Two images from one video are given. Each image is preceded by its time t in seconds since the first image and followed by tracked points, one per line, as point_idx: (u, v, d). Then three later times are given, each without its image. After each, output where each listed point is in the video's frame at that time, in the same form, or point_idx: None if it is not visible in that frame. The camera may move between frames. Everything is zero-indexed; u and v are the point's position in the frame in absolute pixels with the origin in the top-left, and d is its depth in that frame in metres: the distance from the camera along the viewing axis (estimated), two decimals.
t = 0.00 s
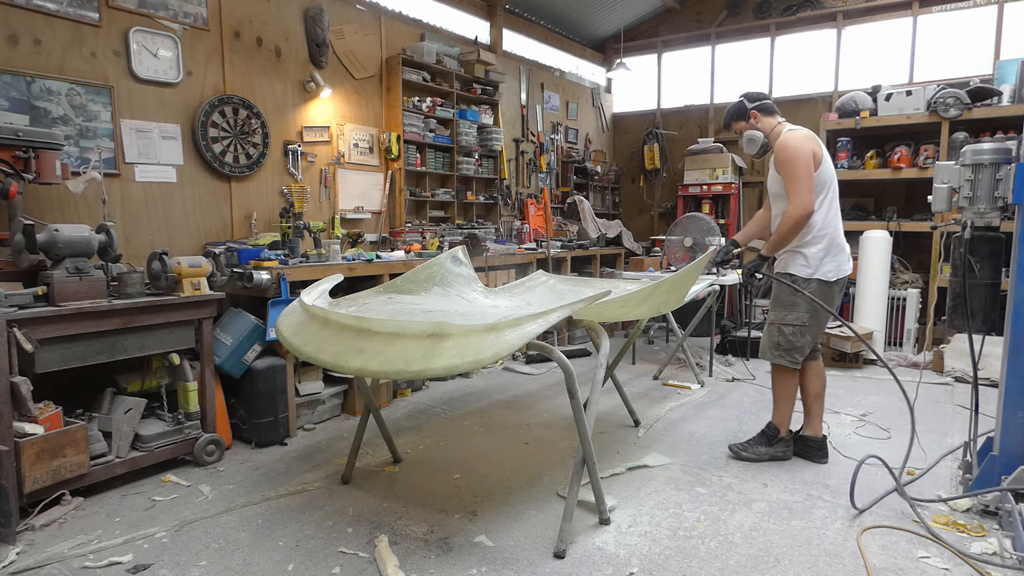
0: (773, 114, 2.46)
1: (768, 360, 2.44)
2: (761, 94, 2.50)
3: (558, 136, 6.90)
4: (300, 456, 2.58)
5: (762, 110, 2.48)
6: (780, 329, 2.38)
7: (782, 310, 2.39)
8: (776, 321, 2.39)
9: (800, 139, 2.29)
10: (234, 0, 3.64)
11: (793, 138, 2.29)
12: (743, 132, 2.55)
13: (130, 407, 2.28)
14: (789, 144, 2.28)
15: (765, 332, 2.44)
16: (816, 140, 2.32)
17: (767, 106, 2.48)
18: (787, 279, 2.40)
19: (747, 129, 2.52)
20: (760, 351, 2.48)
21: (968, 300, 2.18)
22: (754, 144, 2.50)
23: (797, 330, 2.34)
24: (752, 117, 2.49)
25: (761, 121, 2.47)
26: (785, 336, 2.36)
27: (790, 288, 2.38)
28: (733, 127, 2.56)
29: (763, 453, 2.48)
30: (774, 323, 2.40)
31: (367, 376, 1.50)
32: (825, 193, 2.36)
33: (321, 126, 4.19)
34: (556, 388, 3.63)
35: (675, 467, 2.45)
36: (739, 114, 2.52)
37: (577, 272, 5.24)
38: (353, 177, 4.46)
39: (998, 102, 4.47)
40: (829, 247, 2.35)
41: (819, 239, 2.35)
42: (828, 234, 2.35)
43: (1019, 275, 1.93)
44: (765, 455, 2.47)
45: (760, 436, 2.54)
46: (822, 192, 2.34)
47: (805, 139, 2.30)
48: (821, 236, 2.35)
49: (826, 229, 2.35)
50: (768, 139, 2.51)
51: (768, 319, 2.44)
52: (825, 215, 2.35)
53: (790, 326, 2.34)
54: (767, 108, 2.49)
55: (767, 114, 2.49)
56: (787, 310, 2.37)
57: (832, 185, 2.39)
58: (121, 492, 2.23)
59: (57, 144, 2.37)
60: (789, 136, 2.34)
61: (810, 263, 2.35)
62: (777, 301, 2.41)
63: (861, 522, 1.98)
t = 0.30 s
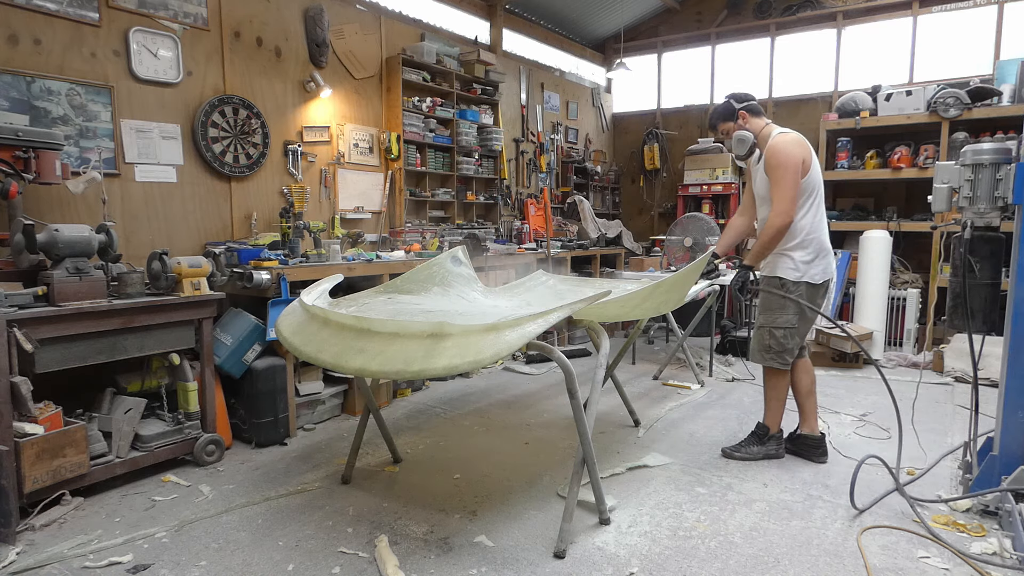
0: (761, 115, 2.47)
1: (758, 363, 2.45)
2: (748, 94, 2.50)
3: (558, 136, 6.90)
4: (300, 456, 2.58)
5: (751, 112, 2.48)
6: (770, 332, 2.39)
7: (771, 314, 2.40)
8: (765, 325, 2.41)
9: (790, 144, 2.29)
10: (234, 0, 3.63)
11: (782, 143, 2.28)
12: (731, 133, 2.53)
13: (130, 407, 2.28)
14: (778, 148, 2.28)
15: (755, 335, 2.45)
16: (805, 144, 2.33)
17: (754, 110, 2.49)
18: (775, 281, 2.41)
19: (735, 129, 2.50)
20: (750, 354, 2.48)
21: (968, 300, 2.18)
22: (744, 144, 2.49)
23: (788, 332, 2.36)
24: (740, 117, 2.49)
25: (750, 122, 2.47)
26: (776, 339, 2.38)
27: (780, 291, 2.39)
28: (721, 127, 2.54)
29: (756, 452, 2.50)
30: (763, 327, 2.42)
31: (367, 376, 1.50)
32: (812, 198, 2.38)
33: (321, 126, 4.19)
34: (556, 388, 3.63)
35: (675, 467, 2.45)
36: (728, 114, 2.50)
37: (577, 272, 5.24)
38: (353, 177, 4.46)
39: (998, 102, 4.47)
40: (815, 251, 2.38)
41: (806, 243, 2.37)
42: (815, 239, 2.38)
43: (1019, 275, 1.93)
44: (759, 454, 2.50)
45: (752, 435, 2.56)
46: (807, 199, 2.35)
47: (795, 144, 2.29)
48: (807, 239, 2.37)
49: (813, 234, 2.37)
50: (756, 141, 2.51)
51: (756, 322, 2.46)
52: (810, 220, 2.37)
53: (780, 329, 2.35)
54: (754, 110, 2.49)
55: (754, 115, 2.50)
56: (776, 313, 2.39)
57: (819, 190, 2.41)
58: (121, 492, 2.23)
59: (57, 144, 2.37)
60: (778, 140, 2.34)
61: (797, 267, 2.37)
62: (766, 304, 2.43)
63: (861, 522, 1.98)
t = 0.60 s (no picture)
0: (735, 125, 2.48)
1: (756, 364, 2.46)
2: (721, 104, 2.49)
3: (558, 136, 6.90)
4: (300, 456, 2.58)
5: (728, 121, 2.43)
6: (767, 333, 2.41)
7: (766, 315, 2.43)
8: (761, 326, 2.42)
9: (760, 156, 2.31)
10: (234, 0, 3.63)
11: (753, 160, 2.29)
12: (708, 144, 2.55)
13: (130, 407, 2.28)
14: (747, 162, 2.31)
15: (750, 337, 2.46)
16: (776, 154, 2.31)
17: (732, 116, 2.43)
18: (768, 283, 2.42)
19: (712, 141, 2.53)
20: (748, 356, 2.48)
21: (968, 300, 2.18)
22: (721, 157, 2.50)
23: (784, 332, 2.39)
24: (716, 129, 2.50)
25: (725, 133, 2.48)
26: (773, 339, 2.39)
27: (773, 292, 2.42)
28: (697, 139, 2.55)
29: (757, 453, 2.50)
30: (759, 328, 2.43)
31: (367, 376, 1.50)
32: (795, 202, 2.40)
33: (321, 126, 4.19)
34: (556, 388, 3.63)
35: (675, 467, 2.45)
36: (701, 127, 2.51)
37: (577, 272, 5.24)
38: (353, 177, 4.46)
39: (998, 102, 4.47)
40: (805, 251, 2.39)
41: (792, 246, 2.39)
42: (801, 239, 2.39)
43: (1019, 275, 1.93)
44: (760, 454, 2.50)
45: (753, 435, 2.56)
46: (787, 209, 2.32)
47: (765, 156, 2.31)
48: (794, 241, 2.39)
49: (798, 235, 2.39)
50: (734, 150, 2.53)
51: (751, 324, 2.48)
52: (793, 222, 2.39)
53: (777, 329, 2.38)
54: (728, 119, 2.49)
55: (728, 125, 2.51)
56: (771, 313, 2.42)
57: (801, 192, 2.42)
58: (121, 492, 2.23)
59: (57, 144, 2.37)
60: (749, 153, 2.37)
61: (789, 266, 2.38)
62: (760, 306, 2.45)
63: (861, 522, 1.98)
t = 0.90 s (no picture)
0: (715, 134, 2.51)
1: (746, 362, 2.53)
2: (702, 113, 2.53)
3: (558, 136, 6.90)
4: (300, 456, 2.58)
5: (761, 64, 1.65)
6: (750, 331, 2.49)
7: (750, 314, 2.52)
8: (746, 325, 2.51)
9: (731, 169, 2.37)
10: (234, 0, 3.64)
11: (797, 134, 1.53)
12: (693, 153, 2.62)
13: (130, 406, 2.28)
14: (718, 176, 2.39)
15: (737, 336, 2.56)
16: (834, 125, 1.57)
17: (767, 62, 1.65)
18: (753, 283, 2.51)
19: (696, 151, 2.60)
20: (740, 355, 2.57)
21: (968, 300, 2.18)
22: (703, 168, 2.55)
23: (765, 330, 2.46)
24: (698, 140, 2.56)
25: (707, 144, 2.55)
26: (755, 337, 2.47)
27: (755, 291, 2.51)
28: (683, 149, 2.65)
29: (756, 452, 2.50)
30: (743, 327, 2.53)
31: (367, 376, 1.50)
32: (776, 205, 2.43)
33: (321, 126, 4.19)
34: (556, 388, 3.63)
35: (675, 467, 2.45)
36: (685, 137, 2.58)
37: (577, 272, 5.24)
38: (353, 177, 4.46)
39: (998, 102, 4.47)
40: (788, 252, 2.43)
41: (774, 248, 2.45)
42: (782, 241, 2.44)
43: (1019, 275, 1.93)
44: (759, 454, 2.50)
45: (752, 435, 2.56)
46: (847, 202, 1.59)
47: (737, 168, 2.37)
48: (776, 243, 2.45)
49: (779, 237, 2.44)
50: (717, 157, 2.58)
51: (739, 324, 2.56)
52: (774, 225, 2.44)
53: (757, 327, 2.46)
54: (711, 127, 2.53)
55: (713, 133, 2.55)
56: (753, 312, 2.50)
57: (784, 193, 2.42)
58: (121, 492, 2.23)
59: (57, 144, 2.37)
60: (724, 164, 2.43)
61: (771, 268, 2.45)
62: (745, 306, 2.55)
63: (861, 522, 1.98)
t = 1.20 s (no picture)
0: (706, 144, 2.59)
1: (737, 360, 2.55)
2: (695, 122, 2.62)
3: (558, 136, 6.90)
4: (300, 456, 2.58)
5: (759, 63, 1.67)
6: (741, 328, 2.52)
7: (740, 312, 2.55)
8: (736, 322, 2.54)
9: (720, 173, 2.45)
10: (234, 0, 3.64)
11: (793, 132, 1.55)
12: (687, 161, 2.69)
13: (130, 406, 2.28)
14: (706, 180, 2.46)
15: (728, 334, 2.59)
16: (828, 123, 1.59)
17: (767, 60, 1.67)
18: (743, 282, 2.55)
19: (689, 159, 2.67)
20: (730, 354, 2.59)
21: (968, 301, 2.18)
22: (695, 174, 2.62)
23: (755, 327, 2.49)
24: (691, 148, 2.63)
25: (700, 152, 2.61)
26: (745, 334, 2.50)
27: (745, 289, 2.55)
28: (676, 156, 2.72)
29: (756, 452, 2.50)
30: (733, 325, 2.56)
31: (367, 376, 1.50)
32: (764, 206, 2.49)
33: (321, 126, 4.18)
34: (556, 388, 3.63)
35: (675, 467, 2.45)
36: (679, 145, 2.65)
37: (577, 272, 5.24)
38: (353, 177, 4.46)
39: (998, 102, 4.47)
40: (776, 251, 2.48)
41: (763, 247, 2.49)
42: (771, 241, 2.49)
43: (1019, 275, 1.93)
44: (758, 454, 2.50)
45: (752, 435, 2.57)
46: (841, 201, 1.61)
47: (723, 172, 2.44)
48: (766, 242, 2.50)
49: (768, 237, 2.49)
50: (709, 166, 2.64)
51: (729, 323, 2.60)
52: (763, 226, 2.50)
53: (747, 324, 2.49)
54: (703, 136, 2.61)
55: (704, 142, 2.63)
56: (743, 310, 2.54)
57: (771, 196, 2.48)
58: (121, 492, 2.23)
59: (57, 144, 2.37)
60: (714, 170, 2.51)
61: (761, 267, 2.49)
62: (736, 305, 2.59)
63: (861, 522, 1.98)
